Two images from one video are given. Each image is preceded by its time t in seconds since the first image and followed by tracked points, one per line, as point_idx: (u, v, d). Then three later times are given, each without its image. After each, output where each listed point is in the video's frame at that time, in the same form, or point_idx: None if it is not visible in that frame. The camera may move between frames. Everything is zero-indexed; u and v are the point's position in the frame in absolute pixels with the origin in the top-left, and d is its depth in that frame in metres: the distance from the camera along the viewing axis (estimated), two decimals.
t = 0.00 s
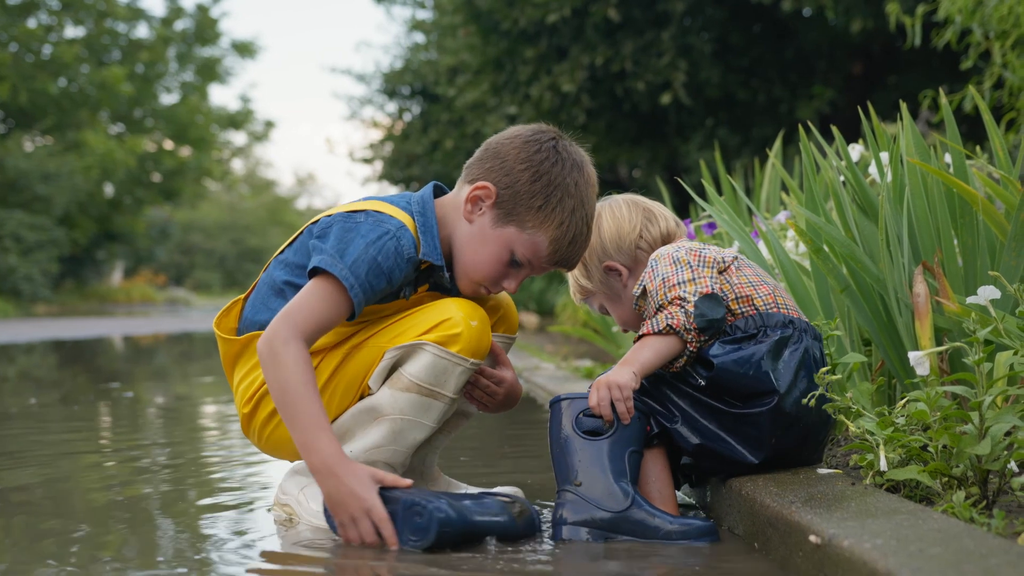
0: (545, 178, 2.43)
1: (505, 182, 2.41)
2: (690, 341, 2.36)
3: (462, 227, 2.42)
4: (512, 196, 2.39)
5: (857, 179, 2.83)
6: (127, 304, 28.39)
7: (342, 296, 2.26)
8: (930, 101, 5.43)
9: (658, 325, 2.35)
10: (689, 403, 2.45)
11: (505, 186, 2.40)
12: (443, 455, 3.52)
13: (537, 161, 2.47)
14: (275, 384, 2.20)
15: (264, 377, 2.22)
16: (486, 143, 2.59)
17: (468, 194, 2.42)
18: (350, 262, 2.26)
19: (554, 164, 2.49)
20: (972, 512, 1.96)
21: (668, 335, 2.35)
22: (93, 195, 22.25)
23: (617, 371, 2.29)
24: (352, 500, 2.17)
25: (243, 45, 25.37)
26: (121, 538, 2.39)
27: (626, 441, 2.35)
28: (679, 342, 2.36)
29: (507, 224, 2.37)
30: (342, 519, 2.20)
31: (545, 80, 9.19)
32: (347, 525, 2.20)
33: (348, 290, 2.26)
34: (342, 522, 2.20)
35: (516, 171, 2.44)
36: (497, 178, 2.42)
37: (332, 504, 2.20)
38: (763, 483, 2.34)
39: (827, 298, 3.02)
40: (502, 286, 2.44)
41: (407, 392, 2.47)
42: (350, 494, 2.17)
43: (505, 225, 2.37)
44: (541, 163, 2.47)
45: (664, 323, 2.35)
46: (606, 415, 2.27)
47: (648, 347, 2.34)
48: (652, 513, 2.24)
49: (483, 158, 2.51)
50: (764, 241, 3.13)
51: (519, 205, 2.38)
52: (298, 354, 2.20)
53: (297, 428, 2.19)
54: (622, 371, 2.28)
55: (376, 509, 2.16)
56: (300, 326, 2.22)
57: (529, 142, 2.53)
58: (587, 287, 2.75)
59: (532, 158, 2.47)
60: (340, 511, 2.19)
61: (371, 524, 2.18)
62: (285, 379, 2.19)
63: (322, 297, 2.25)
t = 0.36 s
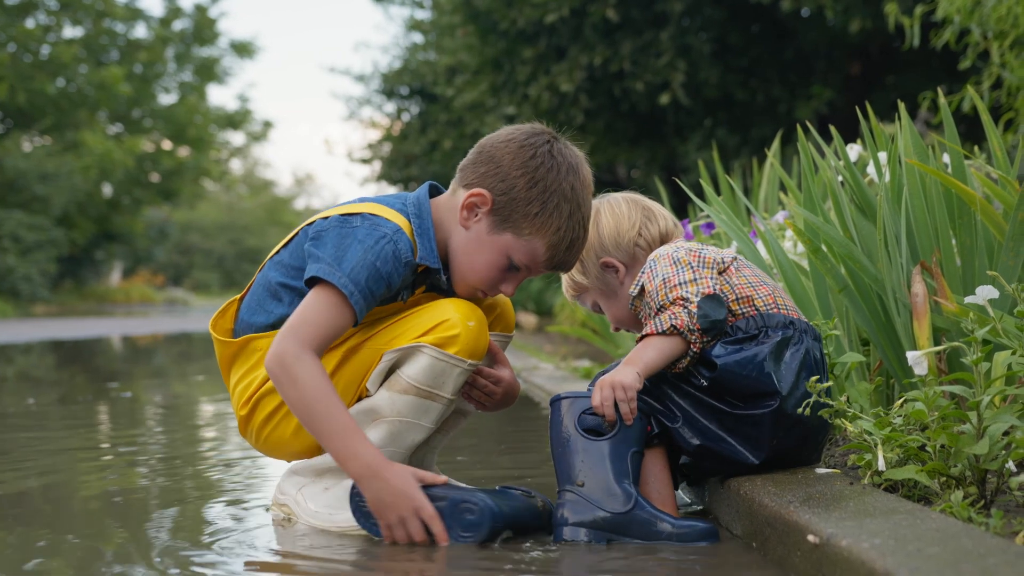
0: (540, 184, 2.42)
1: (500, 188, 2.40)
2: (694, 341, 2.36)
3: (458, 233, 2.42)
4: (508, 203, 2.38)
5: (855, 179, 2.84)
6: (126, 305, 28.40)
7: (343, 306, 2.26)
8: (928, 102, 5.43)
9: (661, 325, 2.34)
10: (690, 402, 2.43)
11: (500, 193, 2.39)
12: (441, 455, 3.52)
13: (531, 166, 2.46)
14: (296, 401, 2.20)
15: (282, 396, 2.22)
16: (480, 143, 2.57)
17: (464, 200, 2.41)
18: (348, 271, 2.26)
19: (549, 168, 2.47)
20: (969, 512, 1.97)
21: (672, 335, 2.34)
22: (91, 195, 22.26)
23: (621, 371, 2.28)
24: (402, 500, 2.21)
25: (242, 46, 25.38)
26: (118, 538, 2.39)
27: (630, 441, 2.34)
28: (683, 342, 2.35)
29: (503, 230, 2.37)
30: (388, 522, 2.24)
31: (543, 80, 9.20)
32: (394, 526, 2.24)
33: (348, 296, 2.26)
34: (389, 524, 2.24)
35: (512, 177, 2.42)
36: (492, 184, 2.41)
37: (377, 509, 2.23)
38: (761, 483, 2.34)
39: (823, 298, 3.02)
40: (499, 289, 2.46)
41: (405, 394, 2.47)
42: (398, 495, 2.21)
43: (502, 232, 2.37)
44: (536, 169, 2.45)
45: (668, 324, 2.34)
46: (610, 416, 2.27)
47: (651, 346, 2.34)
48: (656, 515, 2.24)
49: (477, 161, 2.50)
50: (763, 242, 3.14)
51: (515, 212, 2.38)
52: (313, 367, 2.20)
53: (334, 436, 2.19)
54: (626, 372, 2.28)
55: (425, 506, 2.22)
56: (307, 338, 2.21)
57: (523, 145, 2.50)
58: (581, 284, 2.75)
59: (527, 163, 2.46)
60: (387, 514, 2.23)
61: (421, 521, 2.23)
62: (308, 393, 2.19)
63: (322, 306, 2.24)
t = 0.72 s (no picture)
0: (537, 189, 2.41)
1: (497, 195, 2.39)
2: (693, 341, 2.37)
3: (455, 237, 2.42)
4: (507, 209, 2.38)
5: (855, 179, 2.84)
6: (125, 305, 28.38)
7: (359, 316, 2.24)
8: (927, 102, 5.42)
9: (660, 326, 2.35)
10: (695, 401, 2.44)
11: (498, 200, 2.38)
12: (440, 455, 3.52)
13: (527, 171, 2.44)
14: (348, 419, 2.19)
15: (329, 418, 2.20)
16: (472, 143, 2.54)
17: (461, 206, 2.39)
18: (363, 280, 2.26)
19: (543, 173, 2.45)
20: (968, 511, 1.97)
21: (671, 336, 2.35)
22: (90, 195, 22.24)
23: (618, 372, 2.28)
24: (469, 498, 2.23)
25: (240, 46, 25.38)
26: (116, 538, 2.38)
27: (628, 441, 2.34)
28: (682, 342, 2.36)
29: (501, 236, 2.37)
30: (452, 525, 2.25)
31: (542, 80, 9.20)
32: (458, 527, 2.26)
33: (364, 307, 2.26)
34: (453, 526, 2.25)
35: (509, 183, 2.41)
36: (489, 190, 2.40)
37: (442, 514, 2.24)
38: (761, 482, 2.34)
39: (823, 297, 3.03)
40: (498, 291, 2.47)
41: (403, 395, 2.47)
42: (464, 494, 2.22)
43: (500, 238, 2.37)
44: (533, 174, 2.44)
45: (667, 324, 2.35)
46: (607, 417, 2.27)
47: (650, 347, 2.35)
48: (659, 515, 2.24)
49: (471, 164, 2.48)
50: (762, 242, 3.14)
51: (514, 219, 2.37)
52: (358, 382, 2.20)
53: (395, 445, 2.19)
54: (622, 372, 2.28)
55: (489, 503, 2.25)
56: (345, 355, 2.21)
57: (518, 148, 2.48)
58: (574, 291, 2.73)
59: (522, 169, 2.44)
60: (453, 517, 2.24)
61: (485, 518, 2.26)
62: (359, 409, 2.18)
63: (341, 317, 2.22)
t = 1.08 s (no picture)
0: (535, 187, 2.41)
1: (495, 195, 2.39)
2: (698, 335, 2.37)
3: (455, 237, 2.42)
4: (505, 209, 2.38)
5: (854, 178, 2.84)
6: (124, 305, 28.36)
7: (380, 324, 2.27)
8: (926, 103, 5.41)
9: (665, 320, 2.37)
10: (698, 398, 2.43)
11: (496, 200, 2.38)
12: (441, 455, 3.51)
13: (524, 170, 2.43)
14: (389, 434, 2.24)
15: (370, 434, 2.25)
16: (467, 141, 2.53)
17: (459, 207, 2.39)
18: (380, 288, 2.29)
19: (538, 170, 2.44)
20: (968, 510, 1.97)
21: (676, 330, 2.36)
22: (89, 195, 22.21)
23: (627, 366, 2.29)
24: (500, 498, 2.36)
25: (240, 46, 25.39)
26: (115, 538, 2.38)
27: (636, 437, 2.33)
28: (687, 337, 2.37)
29: (501, 235, 2.38)
30: (484, 523, 2.38)
31: (541, 80, 9.19)
32: (488, 524, 2.38)
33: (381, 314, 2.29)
34: (484, 524, 2.38)
35: (506, 182, 2.40)
36: (486, 191, 2.39)
37: (475, 514, 2.36)
38: (760, 481, 2.35)
39: (822, 296, 3.03)
40: (499, 288, 2.48)
41: (405, 395, 2.46)
42: (496, 495, 2.35)
43: (500, 237, 2.38)
44: (530, 172, 2.43)
45: (672, 319, 2.36)
46: (617, 411, 2.27)
47: (657, 341, 2.35)
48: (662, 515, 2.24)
49: (467, 164, 2.47)
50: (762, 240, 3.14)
51: (512, 218, 2.37)
52: (395, 397, 2.26)
53: (427, 452, 2.26)
54: (633, 368, 2.29)
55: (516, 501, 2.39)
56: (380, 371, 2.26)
57: (514, 146, 2.47)
58: (564, 293, 2.71)
59: (520, 168, 2.43)
60: (484, 517, 2.37)
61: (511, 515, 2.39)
62: (401, 424, 2.24)
63: (361, 326, 2.26)
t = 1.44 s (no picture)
0: (533, 185, 2.40)
1: (493, 194, 2.38)
2: (695, 335, 2.37)
3: (454, 237, 2.42)
4: (505, 208, 2.38)
5: (853, 177, 2.84)
6: (123, 305, 28.34)
7: (376, 328, 2.27)
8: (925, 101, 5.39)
9: (662, 322, 2.36)
10: (698, 399, 2.42)
11: (494, 199, 2.38)
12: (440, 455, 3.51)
13: (522, 169, 2.43)
14: (380, 441, 2.24)
15: (362, 439, 2.25)
16: (464, 141, 2.53)
17: (457, 207, 2.39)
18: (379, 293, 2.29)
19: (536, 169, 2.44)
20: (968, 510, 1.97)
21: (674, 331, 2.35)
22: (89, 195, 22.19)
23: (626, 368, 2.29)
24: (495, 507, 2.35)
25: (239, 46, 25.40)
26: (115, 538, 2.38)
27: (637, 438, 2.33)
28: (685, 337, 2.36)
29: (500, 234, 2.38)
30: (478, 529, 2.38)
31: (540, 79, 9.19)
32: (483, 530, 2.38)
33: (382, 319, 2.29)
34: (479, 530, 2.38)
35: (504, 181, 2.40)
36: (484, 190, 2.39)
37: (470, 521, 2.36)
38: (760, 481, 2.35)
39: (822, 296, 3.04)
40: (500, 287, 2.48)
41: (405, 395, 2.46)
42: (491, 505, 2.34)
43: (499, 236, 2.38)
44: (527, 171, 2.42)
45: (669, 320, 2.35)
46: (619, 413, 2.27)
47: (653, 342, 2.35)
48: (663, 515, 2.24)
49: (464, 164, 2.47)
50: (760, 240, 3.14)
51: (511, 217, 2.37)
52: (390, 404, 2.25)
53: (421, 461, 2.26)
54: (632, 369, 2.28)
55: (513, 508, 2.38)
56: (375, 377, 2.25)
57: (511, 145, 2.47)
58: (553, 297, 2.70)
59: (517, 167, 2.43)
60: (479, 524, 2.36)
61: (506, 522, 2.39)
62: (393, 432, 2.24)
63: (359, 332, 2.25)
